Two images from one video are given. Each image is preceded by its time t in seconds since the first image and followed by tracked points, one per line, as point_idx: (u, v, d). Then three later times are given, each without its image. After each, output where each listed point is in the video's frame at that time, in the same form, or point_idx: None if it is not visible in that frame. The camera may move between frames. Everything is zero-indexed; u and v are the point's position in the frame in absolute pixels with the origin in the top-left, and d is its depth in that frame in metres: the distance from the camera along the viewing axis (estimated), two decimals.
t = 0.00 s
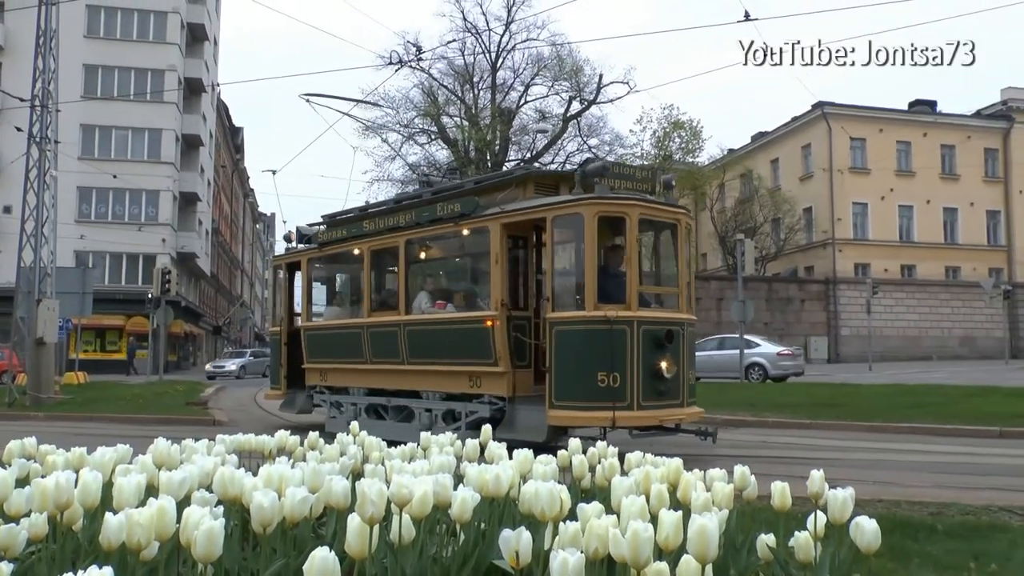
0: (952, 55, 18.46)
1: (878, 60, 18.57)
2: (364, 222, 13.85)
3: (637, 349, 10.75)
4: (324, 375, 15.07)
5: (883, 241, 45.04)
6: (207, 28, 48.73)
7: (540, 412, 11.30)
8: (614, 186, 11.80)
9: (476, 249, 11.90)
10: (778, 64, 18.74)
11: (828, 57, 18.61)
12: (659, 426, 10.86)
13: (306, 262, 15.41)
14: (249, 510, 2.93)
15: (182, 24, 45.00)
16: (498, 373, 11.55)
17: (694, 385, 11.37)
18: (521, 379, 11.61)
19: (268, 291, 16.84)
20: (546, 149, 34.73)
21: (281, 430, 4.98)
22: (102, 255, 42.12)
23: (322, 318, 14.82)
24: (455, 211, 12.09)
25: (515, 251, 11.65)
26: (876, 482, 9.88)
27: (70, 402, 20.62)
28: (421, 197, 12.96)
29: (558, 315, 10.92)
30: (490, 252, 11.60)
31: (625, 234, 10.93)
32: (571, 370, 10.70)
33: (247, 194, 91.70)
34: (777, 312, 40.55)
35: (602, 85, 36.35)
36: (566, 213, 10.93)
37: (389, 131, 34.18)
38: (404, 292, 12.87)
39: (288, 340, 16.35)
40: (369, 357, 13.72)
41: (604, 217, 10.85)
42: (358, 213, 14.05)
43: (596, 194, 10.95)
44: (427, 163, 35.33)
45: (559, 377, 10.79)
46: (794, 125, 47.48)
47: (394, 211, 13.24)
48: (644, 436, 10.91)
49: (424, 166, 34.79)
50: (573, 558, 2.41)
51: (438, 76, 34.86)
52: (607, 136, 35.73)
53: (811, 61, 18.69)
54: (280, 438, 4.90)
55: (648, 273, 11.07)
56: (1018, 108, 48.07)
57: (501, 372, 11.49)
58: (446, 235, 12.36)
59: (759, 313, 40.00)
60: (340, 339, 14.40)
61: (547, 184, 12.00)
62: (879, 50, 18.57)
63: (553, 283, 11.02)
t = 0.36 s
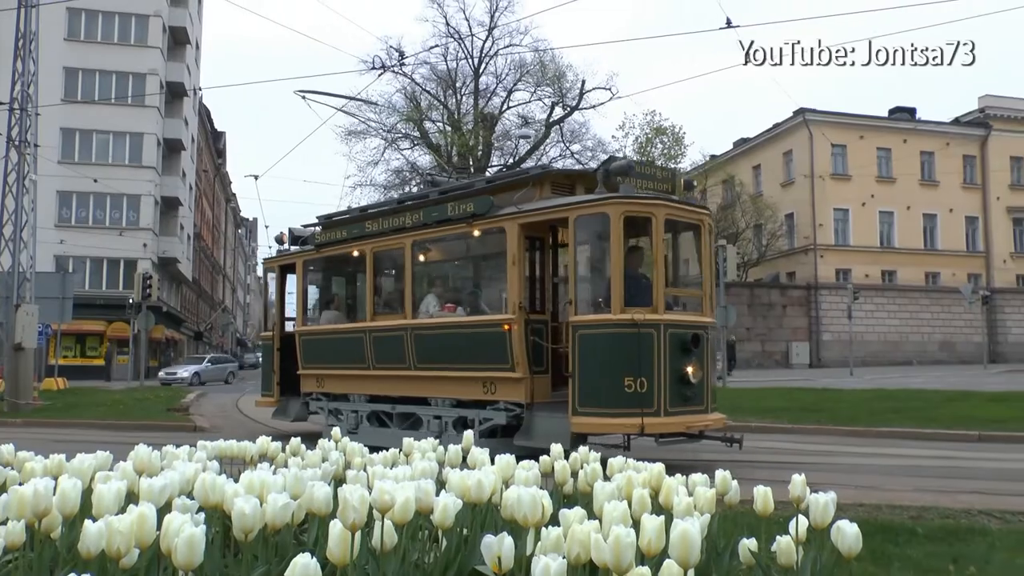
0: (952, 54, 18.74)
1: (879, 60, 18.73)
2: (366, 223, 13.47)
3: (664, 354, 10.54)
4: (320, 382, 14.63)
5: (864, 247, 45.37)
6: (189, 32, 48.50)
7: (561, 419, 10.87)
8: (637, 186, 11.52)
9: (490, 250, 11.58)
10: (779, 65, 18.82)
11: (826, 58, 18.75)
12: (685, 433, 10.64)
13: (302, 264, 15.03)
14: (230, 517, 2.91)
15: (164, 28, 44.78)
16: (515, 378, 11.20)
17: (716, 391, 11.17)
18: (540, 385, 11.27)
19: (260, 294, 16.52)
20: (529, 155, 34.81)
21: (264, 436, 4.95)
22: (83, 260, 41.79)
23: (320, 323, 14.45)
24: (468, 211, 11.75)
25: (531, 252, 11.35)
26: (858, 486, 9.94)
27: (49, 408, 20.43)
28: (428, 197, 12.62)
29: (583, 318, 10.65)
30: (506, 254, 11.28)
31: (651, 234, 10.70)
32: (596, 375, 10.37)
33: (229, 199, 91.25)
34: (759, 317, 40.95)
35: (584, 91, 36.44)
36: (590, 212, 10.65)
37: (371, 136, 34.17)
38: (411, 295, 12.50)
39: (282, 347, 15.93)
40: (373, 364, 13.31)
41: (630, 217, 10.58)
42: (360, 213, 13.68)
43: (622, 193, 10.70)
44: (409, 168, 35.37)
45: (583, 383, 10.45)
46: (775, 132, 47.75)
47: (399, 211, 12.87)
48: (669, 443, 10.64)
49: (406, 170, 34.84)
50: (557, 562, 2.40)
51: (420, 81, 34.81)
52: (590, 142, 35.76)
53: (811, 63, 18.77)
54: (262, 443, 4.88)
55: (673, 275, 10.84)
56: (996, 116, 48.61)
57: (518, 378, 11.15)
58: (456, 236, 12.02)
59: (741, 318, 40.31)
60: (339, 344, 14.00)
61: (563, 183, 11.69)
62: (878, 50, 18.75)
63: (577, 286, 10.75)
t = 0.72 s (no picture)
0: (952, 54, 17.69)
1: (879, 60, 17.52)
2: (371, 224, 13.17)
3: (692, 358, 10.28)
4: (319, 389, 14.28)
5: (844, 253, 45.71)
6: (170, 36, 48.23)
7: (584, 426, 10.60)
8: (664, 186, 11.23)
9: (505, 251, 11.32)
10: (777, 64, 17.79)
11: (823, 59, 17.53)
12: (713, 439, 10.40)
13: (300, 266, 14.70)
14: (211, 524, 2.89)
15: (145, 31, 44.50)
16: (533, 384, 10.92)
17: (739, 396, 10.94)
18: (558, 391, 11.01)
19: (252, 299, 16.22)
20: (511, 161, 34.89)
21: (244, 443, 4.93)
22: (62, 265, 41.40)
23: (319, 327, 14.12)
24: (483, 211, 11.50)
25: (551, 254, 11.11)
26: (837, 491, 9.99)
27: (26, 414, 20.22)
28: (436, 198, 12.37)
29: (607, 321, 10.40)
30: (524, 255, 11.02)
31: (677, 234, 10.50)
32: (624, 379, 10.13)
33: (210, 204, 90.73)
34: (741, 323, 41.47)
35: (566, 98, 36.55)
36: (617, 211, 10.43)
37: (353, 141, 34.16)
38: (419, 298, 12.19)
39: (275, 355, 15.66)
40: (377, 369, 12.95)
41: (657, 216, 10.37)
42: (365, 213, 13.39)
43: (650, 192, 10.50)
44: (391, 173, 35.38)
45: (610, 388, 10.22)
46: (756, 139, 48.03)
47: (406, 211, 12.59)
48: (697, 450, 10.40)
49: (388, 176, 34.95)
50: (539, 568, 2.39)
51: (403, 87, 34.79)
52: (572, 149, 35.81)
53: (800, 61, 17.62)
54: (243, 449, 4.86)
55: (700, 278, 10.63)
56: (973, 124, 48.85)
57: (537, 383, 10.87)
58: (469, 237, 11.75)
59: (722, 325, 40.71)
60: (340, 349, 13.67)
61: (581, 183, 11.47)
62: (879, 49, 17.52)
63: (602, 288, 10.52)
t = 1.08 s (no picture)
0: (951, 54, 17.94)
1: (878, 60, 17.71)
2: (376, 224, 12.93)
3: (721, 361, 10.21)
4: (318, 396, 13.98)
5: (824, 259, 46.00)
6: (150, 39, 47.91)
7: (609, 432, 10.46)
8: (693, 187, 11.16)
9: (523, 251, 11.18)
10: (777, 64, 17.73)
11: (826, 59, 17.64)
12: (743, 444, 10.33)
13: (295, 268, 14.36)
14: (189, 532, 2.86)
15: (124, 34, 44.20)
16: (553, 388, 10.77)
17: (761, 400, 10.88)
18: (580, 396, 10.87)
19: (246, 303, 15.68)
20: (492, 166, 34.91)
21: (224, 448, 4.89)
22: (38, 270, 41.03)
23: (318, 331, 13.82)
24: (499, 211, 11.34)
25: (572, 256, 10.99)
26: (818, 495, 10.06)
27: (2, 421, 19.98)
28: (445, 197, 12.17)
29: (636, 324, 10.28)
30: (545, 255, 10.88)
31: (706, 235, 10.41)
32: (653, 383, 10.02)
33: (190, 209, 90.14)
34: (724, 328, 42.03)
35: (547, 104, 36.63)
36: (646, 211, 10.33)
37: (334, 146, 34.09)
38: (430, 300, 11.98)
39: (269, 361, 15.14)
40: (383, 375, 12.70)
41: (688, 216, 10.30)
42: (368, 213, 13.14)
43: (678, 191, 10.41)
44: (372, 178, 35.37)
45: (639, 392, 10.10)
46: (736, 145, 48.28)
47: (415, 210, 12.37)
48: (725, 456, 10.32)
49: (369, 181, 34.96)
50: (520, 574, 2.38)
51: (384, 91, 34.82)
52: (552, 154, 35.83)
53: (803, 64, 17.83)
54: (222, 456, 4.82)
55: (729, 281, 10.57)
56: (950, 132, 49.49)
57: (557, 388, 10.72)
58: (483, 237, 11.58)
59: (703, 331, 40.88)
60: (342, 354, 13.36)
61: (600, 182, 11.42)
62: (878, 50, 17.74)
63: (628, 289, 10.41)
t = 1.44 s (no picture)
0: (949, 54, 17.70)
1: (878, 61, 17.17)
2: (375, 224, 12.60)
3: (744, 365, 10.09)
4: (312, 403, 13.62)
5: (797, 265, 46.30)
6: (122, 41, 47.44)
7: (629, 438, 10.31)
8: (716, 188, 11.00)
9: (535, 253, 10.96)
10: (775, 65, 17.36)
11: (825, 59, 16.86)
12: (765, 450, 10.24)
13: (286, 270, 13.94)
14: (160, 540, 2.83)
15: (96, 36, 43.75)
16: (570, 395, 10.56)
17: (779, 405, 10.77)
18: (596, 402, 10.69)
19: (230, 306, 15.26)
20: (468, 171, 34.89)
21: (197, 455, 4.86)
22: (6, 274, 40.45)
23: (311, 335, 13.45)
24: (510, 211, 11.12)
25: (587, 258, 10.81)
26: (790, 499, 10.15)
27: None
28: (448, 198, 11.92)
29: (659, 328, 10.12)
30: (560, 256, 10.68)
31: (728, 237, 10.29)
32: (678, 388, 9.86)
33: (163, 213, 89.36)
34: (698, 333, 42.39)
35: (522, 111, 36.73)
36: (669, 212, 10.18)
37: (309, 151, 33.99)
38: (435, 303, 11.70)
39: (256, 365, 14.74)
40: (383, 380, 12.38)
41: (711, 217, 10.17)
42: (365, 213, 12.81)
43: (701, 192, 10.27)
44: (347, 183, 35.28)
45: (662, 397, 9.94)
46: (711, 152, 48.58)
47: (418, 210, 12.07)
48: (746, 463, 10.23)
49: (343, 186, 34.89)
50: None
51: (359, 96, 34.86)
52: (527, 160, 35.85)
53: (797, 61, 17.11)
54: (194, 462, 4.79)
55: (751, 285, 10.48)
56: (920, 141, 49.97)
57: (574, 394, 10.51)
58: (492, 238, 11.34)
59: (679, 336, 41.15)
60: (337, 358, 13.00)
61: (614, 183, 11.26)
62: (879, 49, 17.12)
63: (648, 293, 10.27)
